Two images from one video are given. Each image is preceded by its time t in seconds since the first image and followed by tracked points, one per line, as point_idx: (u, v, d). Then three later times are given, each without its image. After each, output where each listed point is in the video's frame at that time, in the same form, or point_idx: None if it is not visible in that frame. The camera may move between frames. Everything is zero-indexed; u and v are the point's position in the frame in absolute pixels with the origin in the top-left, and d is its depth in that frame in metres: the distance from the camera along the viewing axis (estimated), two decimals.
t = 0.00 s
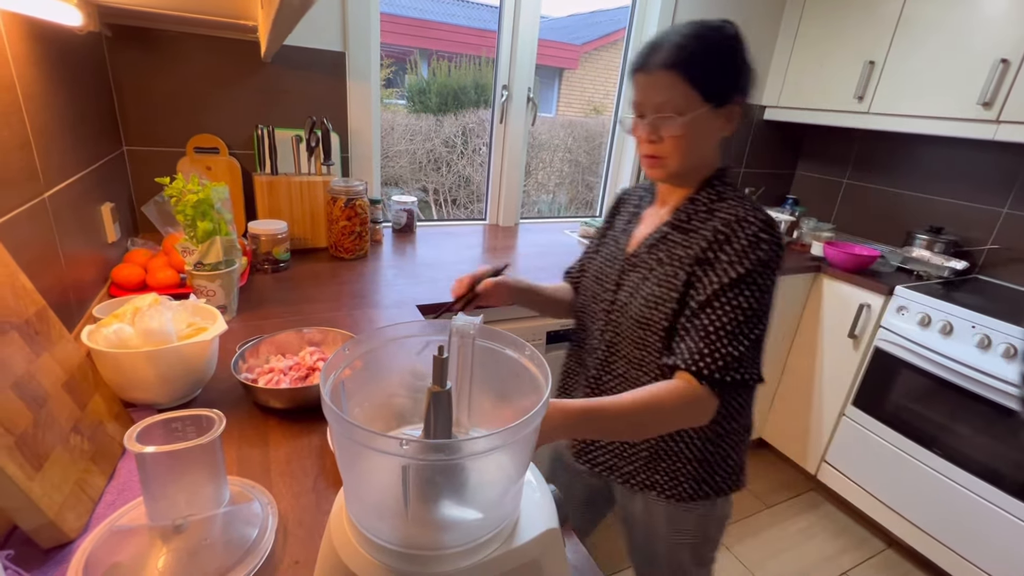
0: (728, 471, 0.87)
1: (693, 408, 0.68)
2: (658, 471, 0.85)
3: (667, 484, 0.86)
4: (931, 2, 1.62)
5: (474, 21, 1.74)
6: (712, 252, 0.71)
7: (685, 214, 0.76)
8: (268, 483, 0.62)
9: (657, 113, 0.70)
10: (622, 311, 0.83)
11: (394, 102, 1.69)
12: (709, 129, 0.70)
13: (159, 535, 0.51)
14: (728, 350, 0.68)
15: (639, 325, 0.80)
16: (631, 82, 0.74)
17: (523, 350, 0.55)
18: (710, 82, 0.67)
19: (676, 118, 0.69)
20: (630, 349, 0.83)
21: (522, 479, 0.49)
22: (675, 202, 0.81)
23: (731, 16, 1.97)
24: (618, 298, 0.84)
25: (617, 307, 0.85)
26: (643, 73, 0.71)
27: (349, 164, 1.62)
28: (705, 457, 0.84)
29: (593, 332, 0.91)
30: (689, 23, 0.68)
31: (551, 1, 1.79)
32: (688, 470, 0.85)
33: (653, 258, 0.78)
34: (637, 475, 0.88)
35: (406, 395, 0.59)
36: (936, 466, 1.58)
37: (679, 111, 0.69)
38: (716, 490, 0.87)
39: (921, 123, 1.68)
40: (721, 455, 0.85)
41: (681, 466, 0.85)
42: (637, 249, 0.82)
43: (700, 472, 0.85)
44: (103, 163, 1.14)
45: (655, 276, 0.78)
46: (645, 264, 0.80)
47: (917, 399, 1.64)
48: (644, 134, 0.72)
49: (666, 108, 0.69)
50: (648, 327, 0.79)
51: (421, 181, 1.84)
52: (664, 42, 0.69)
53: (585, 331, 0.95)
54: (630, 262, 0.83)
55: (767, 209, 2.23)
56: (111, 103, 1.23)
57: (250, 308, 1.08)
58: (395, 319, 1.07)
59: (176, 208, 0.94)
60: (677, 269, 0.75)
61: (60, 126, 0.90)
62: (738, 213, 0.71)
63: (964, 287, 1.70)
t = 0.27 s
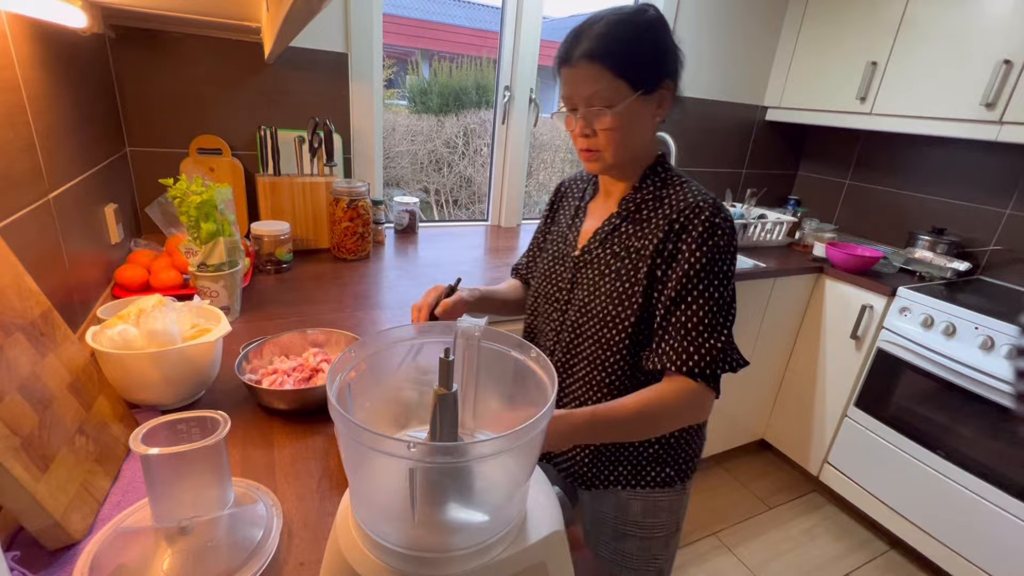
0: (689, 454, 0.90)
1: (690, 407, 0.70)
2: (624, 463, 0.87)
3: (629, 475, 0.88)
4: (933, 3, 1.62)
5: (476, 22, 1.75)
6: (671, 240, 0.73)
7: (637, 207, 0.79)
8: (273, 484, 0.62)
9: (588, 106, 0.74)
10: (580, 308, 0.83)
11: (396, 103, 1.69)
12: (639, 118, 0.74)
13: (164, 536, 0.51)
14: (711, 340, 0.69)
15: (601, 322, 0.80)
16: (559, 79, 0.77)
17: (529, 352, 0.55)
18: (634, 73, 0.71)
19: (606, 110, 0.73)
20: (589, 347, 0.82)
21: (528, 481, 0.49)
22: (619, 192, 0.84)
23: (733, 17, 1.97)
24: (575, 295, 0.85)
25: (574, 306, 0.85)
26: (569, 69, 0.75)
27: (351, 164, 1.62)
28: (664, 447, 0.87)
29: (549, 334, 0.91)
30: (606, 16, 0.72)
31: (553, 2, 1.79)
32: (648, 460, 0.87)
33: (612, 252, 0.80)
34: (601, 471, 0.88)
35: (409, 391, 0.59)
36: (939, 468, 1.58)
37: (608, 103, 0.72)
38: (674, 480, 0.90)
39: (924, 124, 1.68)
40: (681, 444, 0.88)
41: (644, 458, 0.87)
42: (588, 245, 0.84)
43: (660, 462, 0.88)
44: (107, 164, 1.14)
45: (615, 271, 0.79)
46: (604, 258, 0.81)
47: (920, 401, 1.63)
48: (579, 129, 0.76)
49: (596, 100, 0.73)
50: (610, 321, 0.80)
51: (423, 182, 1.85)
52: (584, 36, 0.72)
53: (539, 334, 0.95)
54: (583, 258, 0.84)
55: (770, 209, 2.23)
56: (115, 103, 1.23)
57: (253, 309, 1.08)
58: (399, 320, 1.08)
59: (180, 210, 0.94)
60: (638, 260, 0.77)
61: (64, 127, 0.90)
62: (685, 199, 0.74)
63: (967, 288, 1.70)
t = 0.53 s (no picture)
0: (666, 468, 0.91)
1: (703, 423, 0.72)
2: (601, 477, 0.86)
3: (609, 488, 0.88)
4: (933, 4, 1.62)
5: (476, 23, 1.75)
6: (677, 252, 0.73)
7: (639, 213, 0.79)
8: (273, 486, 0.62)
9: (586, 110, 0.74)
10: (574, 313, 0.83)
11: (396, 105, 1.69)
12: (640, 121, 0.74)
13: (164, 539, 0.51)
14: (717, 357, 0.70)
15: (593, 327, 0.80)
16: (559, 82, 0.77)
17: (529, 353, 0.55)
18: (632, 76, 0.71)
19: (604, 115, 0.73)
20: (580, 352, 0.82)
21: (529, 483, 0.49)
22: (618, 198, 0.84)
23: (732, 18, 1.97)
24: (569, 299, 0.85)
25: (568, 309, 0.84)
26: (568, 72, 0.75)
27: (351, 166, 1.62)
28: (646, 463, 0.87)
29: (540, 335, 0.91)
30: (604, 18, 0.71)
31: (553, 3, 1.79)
32: (629, 475, 0.87)
33: (612, 258, 0.80)
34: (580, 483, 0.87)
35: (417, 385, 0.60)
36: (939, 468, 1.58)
37: (607, 108, 0.72)
38: (651, 494, 0.91)
39: (924, 125, 1.68)
40: (662, 459, 0.89)
41: (626, 472, 0.87)
42: (585, 246, 0.84)
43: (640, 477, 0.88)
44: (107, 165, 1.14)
45: (613, 276, 0.79)
46: (602, 264, 0.81)
47: (920, 402, 1.63)
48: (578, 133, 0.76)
49: (594, 105, 0.73)
50: (600, 325, 0.79)
51: (423, 183, 1.85)
52: (581, 39, 0.72)
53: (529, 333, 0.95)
54: (581, 262, 0.84)
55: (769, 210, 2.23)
56: (115, 105, 1.23)
57: (253, 310, 1.08)
58: (399, 321, 1.08)
59: (180, 211, 0.94)
60: (639, 269, 0.77)
61: (64, 128, 0.90)
62: (691, 210, 0.74)
63: (966, 289, 1.70)
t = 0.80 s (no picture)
0: (657, 485, 0.91)
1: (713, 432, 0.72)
2: (590, 489, 0.87)
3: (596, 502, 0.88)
4: (931, 4, 1.62)
5: (475, 24, 1.75)
6: (683, 266, 0.73)
7: (644, 224, 0.79)
8: (268, 487, 0.62)
9: (598, 114, 0.74)
10: (572, 322, 0.83)
11: (394, 105, 1.69)
12: (653, 128, 0.74)
13: (158, 539, 0.51)
14: (725, 373, 0.70)
15: (591, 336, 0.80)
16: (573, 84, 0.78)
17: (525, 355, 0.54)
18: (648, 81, 0.71)
19: (616, 119, 0.73)
20: (577, 360, 0.82)
21: (524, 484, 0.49)
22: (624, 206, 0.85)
23: (731, 18, 1.97)
24: (568, 308, 0.85)
25: (566, 318, 0.84)
26: (582, 75, 0.75)
27: (350, 166, 1.62)
28: (635, 480, 0.87)
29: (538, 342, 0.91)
30: (623, 19, 0.72)
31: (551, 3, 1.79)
32: (618, 490, 0.87)
33: (615, 269, 0.80)
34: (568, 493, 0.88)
35: (418, 386, 0.60)
36: (938, 469, 1.57)
37: (620, 112, 0.73)
38: (639, 511, 0.90)
39: (923, 125, 1.68)
40: (651, 476, 0.89)
41: (613, 487, 0.87)
42: (587, 255, 0.83)
43: (629, 494, 0.88)
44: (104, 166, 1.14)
45: (616, 286, 0.79)
46: (605, 274, 0.81)
47: (919, 403, 1.63)
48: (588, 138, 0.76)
49: (607, 108, 0.73)
50: (598, 335, 0.79)
51: (421, 184, 1.85)
52: (597, 41, 0.72)
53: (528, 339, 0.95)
54: (582, 270, 0.84)
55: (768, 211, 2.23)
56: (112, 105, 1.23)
57: (250, 311, 1.08)
58: (397, 322, 1.07)
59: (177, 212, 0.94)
60: (643, 281, 0.76)
61: (60, 128, 0.90)
62: (698, 222, 0.74)
63: (965, 290, 1.69)
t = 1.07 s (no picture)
0: (655, 492, 0.91)
1: (717, 424, 0.72)
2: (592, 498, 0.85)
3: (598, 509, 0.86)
4: (929, 4, 1.63)
5: (473, 25, 1.75)
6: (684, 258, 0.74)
7: (644, 220, 0.80)
8: (265, 489, 0.61)
9: (623, 99, 0.76)
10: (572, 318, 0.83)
11: (393, 106, 1.69)
12: (672, 122, 0.77)
13: (154, 543, 0.50)
14: (724, 362, 0.71)
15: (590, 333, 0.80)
16: (594, 70, 0.79)
17: (521, 355, 0.54)
18: (676, 75, 0.75)
19: (643, 106, 0.75)
20: (575, 358, 0.82)
21: (522, 486, 0.49)
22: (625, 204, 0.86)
23: (729, 20, 1.97)
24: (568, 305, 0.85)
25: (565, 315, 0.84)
26: (611, 59, 0.77)
27: (348, 167, 1.62)
28: (633, 485, 0.87)
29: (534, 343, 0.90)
30: (653, 14, 0.75)
31: (550, 4, 1.79)
32: (617, 495, 0.86)
33: (614, 264, 0.81)
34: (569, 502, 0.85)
35: (414, 386, 0.60)
36: (937, 470, 1.57)
37: (648, 100, 0.75)
38: (638, 517, 0.90)
39: (921, 126, 1.68)
40: (649, 481, 0.88)
41: (613, 494, 0.86)
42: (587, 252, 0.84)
43: (628, 499, 0.87)
44: (101, 167, 1.13)
45: (616, 282, 0.80)
46: (603, 269, 0.82)
47: (918, 404, 1.63)
48: (612, 123, 0.76)
49: (635, 93, 0.75)
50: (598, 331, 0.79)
51: (420, 185, 1.85)
52: (631, 27, 0.74)
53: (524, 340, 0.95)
54: (582, 266, 0.85)
55: (767, 212, 2.23)
56: (109, 106, 1.23)
57: (248, 312, 1.07)
58: (395, 323, 1.07)
59: (174, 213, 0.93)
60: (643, 274, 0.77)
61: (57, 129, 0.89)
62: (698, 215, 0.75)
63: (964, 290, 1.70)
